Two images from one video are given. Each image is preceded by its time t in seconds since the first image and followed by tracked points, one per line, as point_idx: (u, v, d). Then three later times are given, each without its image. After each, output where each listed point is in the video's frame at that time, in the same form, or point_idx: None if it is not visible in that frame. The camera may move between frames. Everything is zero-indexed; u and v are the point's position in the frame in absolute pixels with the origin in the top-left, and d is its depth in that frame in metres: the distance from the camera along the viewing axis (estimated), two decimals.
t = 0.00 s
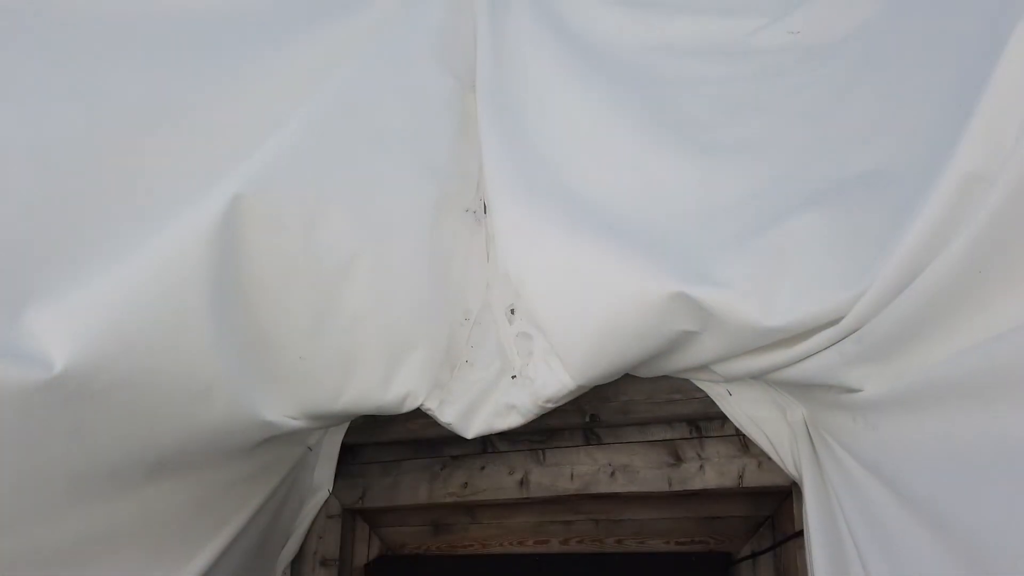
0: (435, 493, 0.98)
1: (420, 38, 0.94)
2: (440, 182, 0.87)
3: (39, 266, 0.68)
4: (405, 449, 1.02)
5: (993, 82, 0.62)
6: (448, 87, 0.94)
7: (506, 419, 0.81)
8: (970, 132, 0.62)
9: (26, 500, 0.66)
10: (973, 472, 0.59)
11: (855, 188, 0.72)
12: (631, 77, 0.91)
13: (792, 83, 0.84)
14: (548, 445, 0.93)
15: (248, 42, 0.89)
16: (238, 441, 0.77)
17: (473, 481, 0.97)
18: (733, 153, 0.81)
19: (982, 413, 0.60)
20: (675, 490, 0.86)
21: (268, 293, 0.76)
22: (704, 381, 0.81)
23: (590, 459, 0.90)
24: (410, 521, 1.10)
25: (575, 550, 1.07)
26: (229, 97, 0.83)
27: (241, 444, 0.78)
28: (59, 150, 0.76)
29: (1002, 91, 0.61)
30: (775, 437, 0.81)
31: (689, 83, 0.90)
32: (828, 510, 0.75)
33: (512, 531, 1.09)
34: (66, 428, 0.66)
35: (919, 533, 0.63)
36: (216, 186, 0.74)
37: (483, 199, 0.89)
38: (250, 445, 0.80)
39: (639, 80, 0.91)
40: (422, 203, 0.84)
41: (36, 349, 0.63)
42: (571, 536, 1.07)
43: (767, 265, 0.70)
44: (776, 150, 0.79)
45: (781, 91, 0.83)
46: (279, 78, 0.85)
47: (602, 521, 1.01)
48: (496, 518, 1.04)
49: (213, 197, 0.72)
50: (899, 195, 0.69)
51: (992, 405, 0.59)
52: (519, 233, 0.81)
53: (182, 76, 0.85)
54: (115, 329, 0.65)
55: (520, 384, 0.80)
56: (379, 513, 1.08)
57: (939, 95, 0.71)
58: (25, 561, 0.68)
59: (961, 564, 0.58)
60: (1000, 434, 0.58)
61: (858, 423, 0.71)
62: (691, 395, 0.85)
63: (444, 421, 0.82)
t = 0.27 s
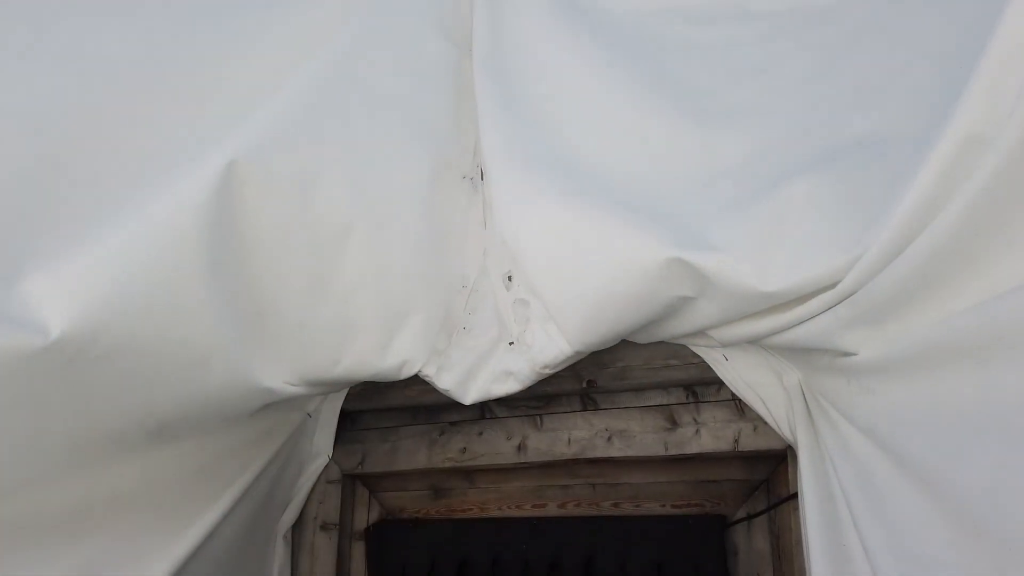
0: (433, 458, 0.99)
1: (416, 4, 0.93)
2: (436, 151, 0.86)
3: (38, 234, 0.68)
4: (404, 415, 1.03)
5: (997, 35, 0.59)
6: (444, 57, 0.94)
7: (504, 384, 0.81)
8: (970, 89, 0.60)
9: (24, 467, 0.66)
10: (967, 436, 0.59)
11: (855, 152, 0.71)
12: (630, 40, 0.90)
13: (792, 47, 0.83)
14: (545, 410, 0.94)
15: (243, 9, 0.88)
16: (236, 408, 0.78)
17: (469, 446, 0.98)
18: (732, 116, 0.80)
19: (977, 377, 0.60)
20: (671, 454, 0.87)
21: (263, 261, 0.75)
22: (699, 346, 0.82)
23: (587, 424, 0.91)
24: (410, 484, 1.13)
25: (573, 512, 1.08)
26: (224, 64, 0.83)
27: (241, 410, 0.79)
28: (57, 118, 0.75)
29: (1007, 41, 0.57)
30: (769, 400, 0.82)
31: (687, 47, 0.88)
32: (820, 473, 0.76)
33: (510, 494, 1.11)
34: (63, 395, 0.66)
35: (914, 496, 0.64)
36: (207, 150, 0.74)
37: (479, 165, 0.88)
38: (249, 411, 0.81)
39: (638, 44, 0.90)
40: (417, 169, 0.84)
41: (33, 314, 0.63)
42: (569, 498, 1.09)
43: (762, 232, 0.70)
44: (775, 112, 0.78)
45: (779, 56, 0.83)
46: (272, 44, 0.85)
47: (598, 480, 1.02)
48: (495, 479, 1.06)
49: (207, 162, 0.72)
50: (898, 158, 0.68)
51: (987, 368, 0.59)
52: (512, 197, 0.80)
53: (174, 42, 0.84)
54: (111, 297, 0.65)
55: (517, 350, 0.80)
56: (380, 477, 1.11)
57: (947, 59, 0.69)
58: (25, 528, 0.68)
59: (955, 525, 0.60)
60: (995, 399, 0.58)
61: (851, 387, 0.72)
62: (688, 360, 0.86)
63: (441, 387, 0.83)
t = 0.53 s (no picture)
0: (432, 422, 1.00)
1: None
2: (431, 117, 0.87)
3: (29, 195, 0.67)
4: (402, 378, 1.03)
5: None
6: (436, 23, 0.94)
7: (501, 347, 0.81)
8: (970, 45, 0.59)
9: (20, 434, 0.65)
10: (957, 392, 0.59)
11: (852, 112, 0.71)
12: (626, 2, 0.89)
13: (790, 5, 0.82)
14: (542, 374, 0.95)
15: None
16: (235, 372, 0.79)
17: (467, 409, 0.98)
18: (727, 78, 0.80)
19: (971, 335, 0.60)
20: (666, 415, 0.89)
21: (257, 225, 0.75)
22: (694, 309, 0.82)
23: (583, 387, 0.92)
24: (408, 449, 1.15)
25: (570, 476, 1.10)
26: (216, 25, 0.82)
27: (240, 375, 0.80)
28: (43, 78, 0.74)
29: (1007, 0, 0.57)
30: (763, 361, 0.82)
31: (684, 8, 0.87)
32: (815, 435, 0.76)
33: (507, 457, 1.13)
34: (58, 360, 0.65)
35: (906, 453, 0.64)
36: (201, 113, 0.73)
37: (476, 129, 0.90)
38: (247, 376, 0.81)
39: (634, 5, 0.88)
40: (412, 136, 0.85)
41: (24, 278, 0.62)
42: (565, 461, 1.11)
43: (758, 192, 0.70)
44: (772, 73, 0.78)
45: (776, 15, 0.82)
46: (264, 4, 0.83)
47: (595, 446, 1.06)
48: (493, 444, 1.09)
49: (201, 125, 0.71)
50: (894, 117, 0.68)
51: (981, 328, 0.59)
52: (508, 161, 0.81)
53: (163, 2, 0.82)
54: (105, 261, 0.64)
55: (514, 315, 0.80)
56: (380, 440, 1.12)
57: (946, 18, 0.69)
58: (27, 492, 0.68)
59: (942, 479, 0.60)
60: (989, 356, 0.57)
61: (847, 348, 0.71)
62: (684, 323, 0.86)
63: (438, 351, 0.83)
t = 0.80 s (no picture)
0: (432, 384, 1.00)
1: None
2: (429, 79, 0.87)
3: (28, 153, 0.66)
4: (401, 341, 1.03)
5: None
6: None
7: (501, 309, 0.81)
8: None
9: (25, 394, 0.66)
10: (954, 349, 0.59)
11: (855, 69, 0.70)
12: None
13: None
14: (541, 335, 0.94)
15: None
16: (236, 334, 0.79)
17: (466, 370, 0.98)
18: (729, 38, 0.79)
19: (967, 296, 0.59)
20: (665, 375, 0.88)
21: (255, 184, 0.75)
22: (693, 269, 0.80)
23: (582, 348, 0.91)
24: (407, 410, 1.14)
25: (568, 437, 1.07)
26: None
27: (242, 338, 0.80)
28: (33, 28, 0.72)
29: None
30: (762, 321, 0.81)
31: None
32: (812, 392, 0.75)
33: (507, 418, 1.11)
34: (61, 320, 0.66)
35: (902, 409, 0.63)
36: (199, 71, 0.73)
37: (473, 90, 0.89)
38: (247, 337, 0.81)
39: None
40: (410, 100, 0.84)
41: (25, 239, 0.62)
42: (563, 423, 1.08)
43: (757, 152, 0.70)
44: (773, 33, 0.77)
45: None
46: None
47: (594, 408, 1.02)
48: (493, 404, 1.07)
49: (198, 83, 0.70)
50: (894, 76, 0.67)
51: (977, 288, 0.58)
52: (505, 122, 0.81)
53: None
54: (106, 221, 0.64)
55: (513, 277, 0.80)
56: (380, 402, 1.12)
57: None
58: (28, 450, 0.69)
59: (937, 436, 0.60)
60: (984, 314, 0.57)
61: (845, 307, 0.71)
62: (683, 284, 0.85)
63: (437, 313, 0.84)
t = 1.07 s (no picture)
0: (433, 331, 0.99)
1: None
2: (428, 24, 0.85)
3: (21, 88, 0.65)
4: (403, 289, 1.03)
5: None
6: None
7: (501, 257, 0.81)
8: None
9: (26, 334, 0.66)
10: (956, 292, 0.56)
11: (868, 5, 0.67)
12: None
13: None
14: (540, 283, 0.93)
15: None
16: (235, 279, 0.78)
17: (466, 317, 0.97)
18: None
19: (970, 240, 0.56)
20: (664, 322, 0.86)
21: (251, 128, 0.74)
22: (693, 214, 0.79)
23: (582, 295, 0.89)
24: (411, 355, 1.08)
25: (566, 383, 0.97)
26: None
27: (243, 284, 0.81)
28: None
29: None
30: (764, 267, 0.79)
31: None
32: (813, 339, 0.73)
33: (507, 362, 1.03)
34: (63, 260, 0.65)
35: (903, 350, 0.61)
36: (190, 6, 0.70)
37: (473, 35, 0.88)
38: (248, 283, 0.81)
39: None
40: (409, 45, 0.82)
41: (20, 181, 0.61)
42: (563, 368, 0.98)
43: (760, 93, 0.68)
44: None
45: None
46: None
47: (593, 353, 0.96)
48: (493, 351, 1.01)
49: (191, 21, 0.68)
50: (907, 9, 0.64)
51: (983, 226, 0.55)
52: (506, 67, 0.80)
53: None
54: (102, 163, 0.63)
55: (514, 225, 0.80)
56: (380, 347, 1.08)
57: None
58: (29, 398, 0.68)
59: (936, 380, 0.58)
60: (994, 250, 0.54)
61: (847, 251, 0.68)
62: (684, 231, 0.83)
63: (438, 261, 0.84)
